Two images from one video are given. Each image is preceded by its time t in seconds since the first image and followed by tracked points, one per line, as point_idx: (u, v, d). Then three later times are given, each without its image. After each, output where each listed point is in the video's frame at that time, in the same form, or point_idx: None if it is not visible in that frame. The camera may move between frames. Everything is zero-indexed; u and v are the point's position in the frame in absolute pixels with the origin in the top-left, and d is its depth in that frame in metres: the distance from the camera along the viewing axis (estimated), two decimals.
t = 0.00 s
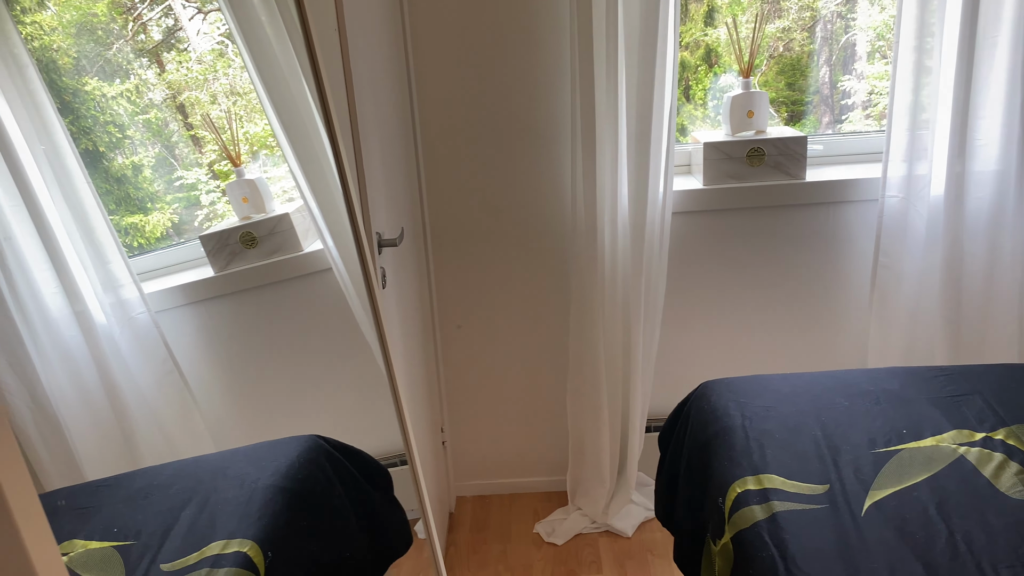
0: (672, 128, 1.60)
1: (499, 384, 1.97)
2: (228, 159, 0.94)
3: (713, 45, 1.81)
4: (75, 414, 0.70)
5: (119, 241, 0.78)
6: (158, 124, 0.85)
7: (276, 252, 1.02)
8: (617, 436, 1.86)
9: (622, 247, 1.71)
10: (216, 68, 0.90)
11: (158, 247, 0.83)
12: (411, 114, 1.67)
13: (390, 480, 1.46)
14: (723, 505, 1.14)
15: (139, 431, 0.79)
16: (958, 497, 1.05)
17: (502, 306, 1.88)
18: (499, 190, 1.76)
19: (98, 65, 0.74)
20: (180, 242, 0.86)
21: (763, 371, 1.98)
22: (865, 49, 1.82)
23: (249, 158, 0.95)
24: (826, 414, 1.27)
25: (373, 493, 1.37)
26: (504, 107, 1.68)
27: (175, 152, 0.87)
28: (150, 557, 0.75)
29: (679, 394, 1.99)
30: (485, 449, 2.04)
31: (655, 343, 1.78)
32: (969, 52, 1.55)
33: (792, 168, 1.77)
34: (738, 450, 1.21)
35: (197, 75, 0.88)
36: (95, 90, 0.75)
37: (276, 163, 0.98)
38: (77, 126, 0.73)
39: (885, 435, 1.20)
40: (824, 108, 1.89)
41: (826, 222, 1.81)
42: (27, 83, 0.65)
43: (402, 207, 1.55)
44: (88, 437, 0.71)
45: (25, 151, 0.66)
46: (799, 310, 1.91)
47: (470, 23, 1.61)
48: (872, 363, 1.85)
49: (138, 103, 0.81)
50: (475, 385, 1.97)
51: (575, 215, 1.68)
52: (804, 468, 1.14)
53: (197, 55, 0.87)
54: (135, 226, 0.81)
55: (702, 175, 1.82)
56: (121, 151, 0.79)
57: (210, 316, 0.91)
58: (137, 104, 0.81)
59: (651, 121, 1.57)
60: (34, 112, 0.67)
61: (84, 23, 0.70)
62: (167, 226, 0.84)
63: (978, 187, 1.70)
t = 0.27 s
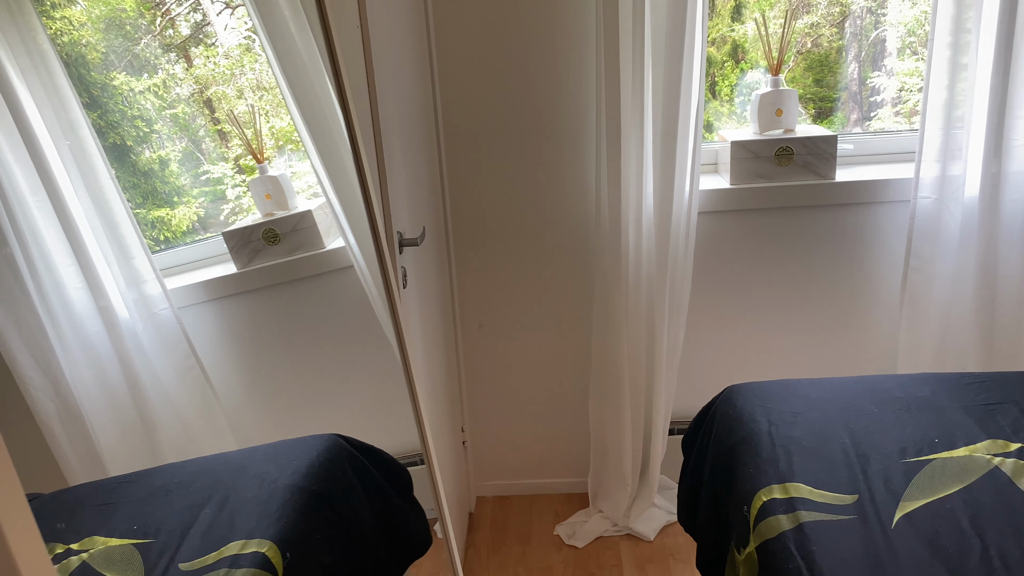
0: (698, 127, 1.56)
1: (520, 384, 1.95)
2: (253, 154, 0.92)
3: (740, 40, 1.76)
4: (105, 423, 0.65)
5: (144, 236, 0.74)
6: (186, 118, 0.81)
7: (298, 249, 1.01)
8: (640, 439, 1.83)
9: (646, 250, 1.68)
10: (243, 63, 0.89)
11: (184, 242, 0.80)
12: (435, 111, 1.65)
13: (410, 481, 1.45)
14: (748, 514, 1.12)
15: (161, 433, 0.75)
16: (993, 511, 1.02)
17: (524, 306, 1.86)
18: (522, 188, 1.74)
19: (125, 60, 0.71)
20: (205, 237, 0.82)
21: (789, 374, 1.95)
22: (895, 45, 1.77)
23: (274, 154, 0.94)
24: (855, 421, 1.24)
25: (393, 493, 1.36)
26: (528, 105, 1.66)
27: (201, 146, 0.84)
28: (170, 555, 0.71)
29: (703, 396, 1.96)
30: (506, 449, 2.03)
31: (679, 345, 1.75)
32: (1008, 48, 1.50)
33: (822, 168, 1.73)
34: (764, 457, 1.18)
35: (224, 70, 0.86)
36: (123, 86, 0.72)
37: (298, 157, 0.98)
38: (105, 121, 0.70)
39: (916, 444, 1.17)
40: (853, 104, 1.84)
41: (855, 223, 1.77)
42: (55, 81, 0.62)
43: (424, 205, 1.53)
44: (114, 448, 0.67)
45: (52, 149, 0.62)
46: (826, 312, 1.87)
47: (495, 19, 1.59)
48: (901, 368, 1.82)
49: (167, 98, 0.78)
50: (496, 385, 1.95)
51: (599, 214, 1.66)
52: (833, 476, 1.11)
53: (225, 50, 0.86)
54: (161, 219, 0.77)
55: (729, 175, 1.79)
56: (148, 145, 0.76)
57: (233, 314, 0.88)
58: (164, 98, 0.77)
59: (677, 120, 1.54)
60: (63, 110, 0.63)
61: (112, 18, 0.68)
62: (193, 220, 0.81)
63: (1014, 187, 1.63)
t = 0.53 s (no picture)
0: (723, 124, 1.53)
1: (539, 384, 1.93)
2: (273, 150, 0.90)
3: (765, 36, 1.72)
4: (125, 419, 0.64)
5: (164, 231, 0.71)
6: (210, 112, 0.79)
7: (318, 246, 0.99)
8: (661, 442, 1.80)
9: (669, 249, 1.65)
10: (267, 57, 0.87)
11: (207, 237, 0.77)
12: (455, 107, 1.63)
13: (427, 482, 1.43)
14: (772, 522, 1.09)
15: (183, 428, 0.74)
16: None
17: (544, 305, 1.84)
18: (543, 186, 1.71)
19: (149, 54, 0.68)
20: (227, 232, 0.80)
21: (813, 377, 1.91)
22: (924, 41, 1.72)
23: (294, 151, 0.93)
24: (882, 429, 1.20)
25: (410, 494, 1.35)
26: (549, 101, 1.63)
27: (225, 140, 0.81)
28: (184, 556, 0.70)
29: (725, 398, 1.93)
30: (525, 449, 2.01)
31: (702, 348, 1.72)
32: None
33: (850, 167, 1.69)
34: (789, 464, 1.15)
35: (248, 65, 0.84)
36: (147, 80, 0.69)
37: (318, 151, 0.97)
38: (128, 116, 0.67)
39: (947, 453, 1.13)
40: (878, 101, 1.80)
41: (884, 224, 1.73)
42: (77, 78, 0.59)
43: (443, 203, 1.51)
44: (133, 445, 0.66)
45: (72, 145, 0.60)
46: (852, 315, 1.83)
47: (516, 15, 1.57)
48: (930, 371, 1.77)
49: (190, 93, 0.75)
50: (515, 384, 1.93)
51: (621, 213, 1.63)
52: (860, 486, 1.08)
53: (249, 44, 0.84)
54: (184, 213, 0.75)
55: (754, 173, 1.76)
56: (172, 139, 0.73)
57: (252, 310, 0.87)
58: (189, 92, 0.74)
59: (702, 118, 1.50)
60: (82, 109, 0.60)
61: (137, 12, 0.65)
62: (216, 215, 0.79)
63: None
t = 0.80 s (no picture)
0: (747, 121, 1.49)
1: (557, 384, 1.90)
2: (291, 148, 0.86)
3: (787, 31, 1.68)
4: (130, 396, 0.83)
5: (179, 227, 0.82)
6: (233, 107, 0.82)
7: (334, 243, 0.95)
8: (680, 445, 1.77)
9: (690, 249, 1.61)
10: (288, 52, 0.82)
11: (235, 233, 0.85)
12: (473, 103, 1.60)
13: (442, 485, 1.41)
14: (795, 534, 1.06)
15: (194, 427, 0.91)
16: None
17: (562, 305, 1.81)
18: (561, 184, 1.68)
19: (172, 50, 0.75)
20: (247, 227, 0.85)
21: (837, 382, 1.87)
22: (950, 37, 1.67)
23: (311, 150, 0.87)
24: (910, 438, 1.17)
25: (425, 497, 1.33)
26: (569, 98, 1.60)
27: (247, 136, 0.84)
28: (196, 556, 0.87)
29: (746, 401, 1.90)
30: (542, 450, 1.99)
31: (723, 351, 1.68)
32: None
33: (877, 166, 1.64)
34: (813, 474, 1.12)
35: (268, 59, 0.81)
36: (170, 76, 0.77)
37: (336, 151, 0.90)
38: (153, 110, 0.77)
39: (977, 464, 1.10)
40: (903, 98, 1.75)
41: (912, 225, 1.68)
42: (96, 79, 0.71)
43: (460, 202, 1.49)
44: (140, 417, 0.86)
45: (90, 140, 0.73)
46: (878, 318, 1.79)
47: (537, 10, 1.53)
48: (958, 377, 1.73)
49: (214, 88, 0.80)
50: (532, 384, 1.91)
51: (642, 212, 1.60)
52: (886, 498, 1.04)
53: (270, 39, 0.80)
54: (204, 208, 0.84)
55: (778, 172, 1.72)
56: (194, 133, 0.81)
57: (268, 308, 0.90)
58: (211, 87, 0.79)
59: (725, 115, 1.47)
60: (102, 105, 0.72)
61: (160, 7, 0.72)
62: (236, 209, 0.85)
63: None
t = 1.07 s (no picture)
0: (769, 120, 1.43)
1: (573, 385, 1.87)
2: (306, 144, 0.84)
3: (809, 27, 1.64)
4: (144, 392, 0.80)
5: (195, 222, 0.79)
6: (251, 101, 0.79)
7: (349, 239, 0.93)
8: (698, 449, 1.73)
9: (711, 248, 1.58)
10: (307, 46, 0.81)
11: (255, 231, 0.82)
12: (490, 98, 1.58)
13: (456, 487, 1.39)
14: (817, 544, 1.03)
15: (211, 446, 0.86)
16: None
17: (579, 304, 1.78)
18: (578, 181, 1.65)
19: (191, 44, 0.73)
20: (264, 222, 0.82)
21: (859, 386, 1.83)
22: (973, 32, 1.63)
23: (326, 143, 0.85)
24: (937, 447, 1.13)
25: (439, 500, 1.31)
26: (587, 93, 1.57)
27: (265, 131, 0.81)
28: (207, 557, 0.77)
29: (766, 404, 1.86)
30: (557, 450, 1.96)
31: (743, 353, 1.64)
32: None
33: (903, 165, 1.60)
34: (836, 482, 1.09)
35: (287, 53, 0.80)
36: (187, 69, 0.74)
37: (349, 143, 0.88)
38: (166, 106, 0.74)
39: (1008, 474, 1.06)
40: (926, 94, 1.70)
41: (939, 226, 1.64)
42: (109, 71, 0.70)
43: (476, 199, 1.47)
44: (158, 419, 0.82)
45: (102, 131, 0.72)
46: (903, 322, 1.74)
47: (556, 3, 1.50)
48: (985, 382, 1.68)
49: (232, 82, 0.77)
50: (548, 384, 1.89)
51: (661, 211, 1.57)
52: (913, 508, 1.01)
53: (289, 32, 0.79)
54: (221, 202, 0.81)
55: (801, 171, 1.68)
56: (213, 128, 0.77)
57: (280, 305, 0.86)
58: (229, 81, 0.77)
59: (748, 112, 1.43)
60: (115, 98, 0.71)
61: None
62: (253, 203, 0.82)
63: None
